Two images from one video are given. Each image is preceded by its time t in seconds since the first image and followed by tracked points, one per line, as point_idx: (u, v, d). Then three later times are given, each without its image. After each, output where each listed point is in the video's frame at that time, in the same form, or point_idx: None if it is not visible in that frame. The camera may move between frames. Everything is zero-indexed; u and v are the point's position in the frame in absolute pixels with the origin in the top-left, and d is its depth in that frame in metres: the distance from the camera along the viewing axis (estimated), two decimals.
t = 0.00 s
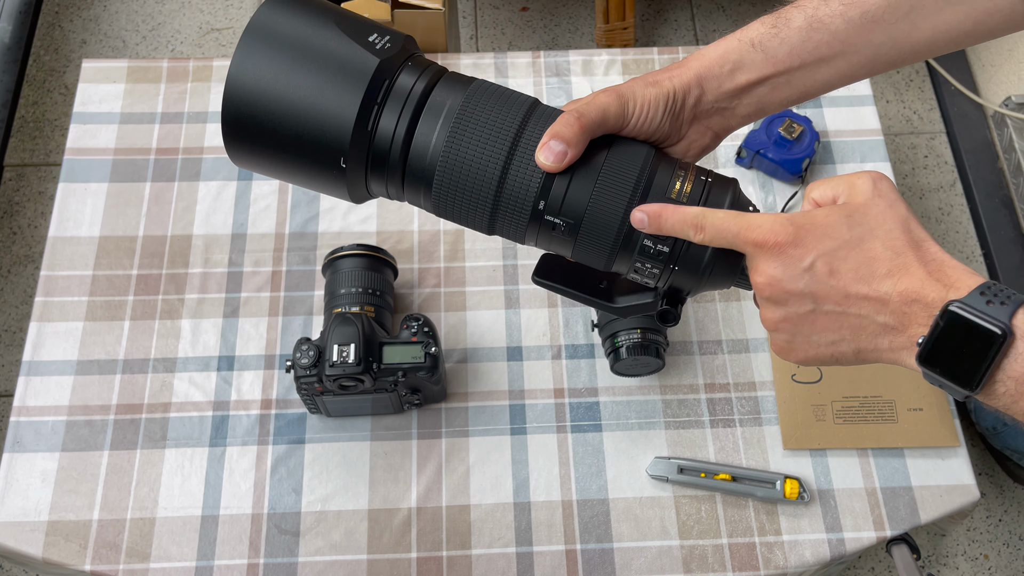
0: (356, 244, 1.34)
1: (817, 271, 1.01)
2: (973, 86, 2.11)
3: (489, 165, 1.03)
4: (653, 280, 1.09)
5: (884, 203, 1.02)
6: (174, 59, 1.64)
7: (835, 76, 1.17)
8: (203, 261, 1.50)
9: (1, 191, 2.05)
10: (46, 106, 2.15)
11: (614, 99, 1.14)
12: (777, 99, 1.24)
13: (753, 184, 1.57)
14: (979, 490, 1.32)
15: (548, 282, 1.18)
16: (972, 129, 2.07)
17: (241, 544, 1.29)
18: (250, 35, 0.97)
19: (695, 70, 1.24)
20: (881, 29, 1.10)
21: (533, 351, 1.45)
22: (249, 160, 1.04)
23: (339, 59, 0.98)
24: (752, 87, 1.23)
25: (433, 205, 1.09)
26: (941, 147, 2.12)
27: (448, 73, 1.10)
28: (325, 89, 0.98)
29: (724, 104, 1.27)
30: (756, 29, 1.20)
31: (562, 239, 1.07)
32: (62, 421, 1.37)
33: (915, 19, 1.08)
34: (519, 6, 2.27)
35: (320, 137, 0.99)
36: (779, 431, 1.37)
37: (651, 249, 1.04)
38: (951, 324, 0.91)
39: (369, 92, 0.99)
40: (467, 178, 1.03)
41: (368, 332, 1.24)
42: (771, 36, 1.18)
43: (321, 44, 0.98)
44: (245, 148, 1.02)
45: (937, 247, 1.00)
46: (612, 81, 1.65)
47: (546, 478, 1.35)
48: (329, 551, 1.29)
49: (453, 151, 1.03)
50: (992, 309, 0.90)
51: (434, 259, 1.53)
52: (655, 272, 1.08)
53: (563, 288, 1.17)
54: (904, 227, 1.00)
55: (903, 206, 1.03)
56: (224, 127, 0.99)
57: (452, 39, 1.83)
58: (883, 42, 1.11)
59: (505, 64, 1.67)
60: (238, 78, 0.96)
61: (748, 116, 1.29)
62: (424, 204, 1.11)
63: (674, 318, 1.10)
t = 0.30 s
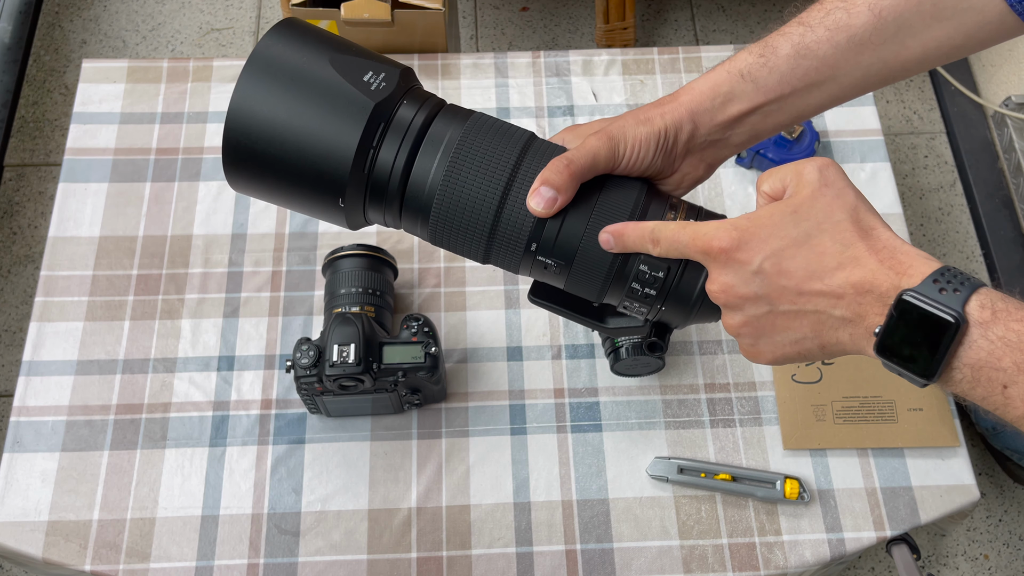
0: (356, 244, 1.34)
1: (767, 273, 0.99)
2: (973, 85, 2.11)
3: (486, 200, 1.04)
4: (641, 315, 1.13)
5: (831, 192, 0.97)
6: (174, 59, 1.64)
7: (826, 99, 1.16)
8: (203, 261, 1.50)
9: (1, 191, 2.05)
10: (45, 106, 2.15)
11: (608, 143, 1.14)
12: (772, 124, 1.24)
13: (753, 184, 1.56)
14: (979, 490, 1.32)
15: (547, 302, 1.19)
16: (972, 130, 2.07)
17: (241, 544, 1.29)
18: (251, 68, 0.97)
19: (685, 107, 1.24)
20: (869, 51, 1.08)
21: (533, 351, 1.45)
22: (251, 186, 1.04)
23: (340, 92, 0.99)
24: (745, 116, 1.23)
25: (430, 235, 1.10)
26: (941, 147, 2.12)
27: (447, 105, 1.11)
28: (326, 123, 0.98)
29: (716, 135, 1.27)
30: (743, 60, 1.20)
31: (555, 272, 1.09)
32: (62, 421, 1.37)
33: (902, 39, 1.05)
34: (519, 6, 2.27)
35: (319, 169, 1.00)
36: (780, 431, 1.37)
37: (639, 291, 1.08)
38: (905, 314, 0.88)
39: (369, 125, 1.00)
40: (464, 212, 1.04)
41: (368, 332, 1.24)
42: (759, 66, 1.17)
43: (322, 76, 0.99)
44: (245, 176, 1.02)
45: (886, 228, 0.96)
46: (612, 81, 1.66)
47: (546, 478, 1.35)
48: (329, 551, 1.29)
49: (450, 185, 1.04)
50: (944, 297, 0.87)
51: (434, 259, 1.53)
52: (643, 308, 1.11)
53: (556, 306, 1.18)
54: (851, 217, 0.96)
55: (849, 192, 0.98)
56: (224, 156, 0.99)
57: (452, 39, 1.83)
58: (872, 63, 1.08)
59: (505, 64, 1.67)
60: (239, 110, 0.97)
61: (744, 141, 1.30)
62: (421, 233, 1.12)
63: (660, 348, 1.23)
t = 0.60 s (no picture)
0: (356, 244, 1.34)
1: (743, 266, 0.98)
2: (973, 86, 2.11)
3: (493, 201, 1.06)
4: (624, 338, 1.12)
5: (805, 186, 0.96)
6: (174, 59, 1.64)
7: (841, 133, 1.19)
8: (203, 261, 1.50)
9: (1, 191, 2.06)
10: (46, 106, 2.15)
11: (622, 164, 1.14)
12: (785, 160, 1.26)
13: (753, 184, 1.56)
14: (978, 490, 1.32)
15: (547, 309, 1.23)
16: (972, 130, 2.06)
17: (241, 544, 1.29)
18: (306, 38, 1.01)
19: (700, 138, 1.26)
20: (882, 85, 1.10)
21: (533, 351, 1.45)
22: (285, 149, 1.08)
23: (380, 76, 1.01)
24: (759, 151, 1.25)
25: (438, 225, 1.13)
26: (941, 147, 2.13)
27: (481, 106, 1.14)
28: (360, 103, 1.01)
29: (730, 168, 1.29)
30: (760, 94, 1.23)
31: (548, 279, 1.10)
32: (62, 421, 1.37)
33: (914, 73, 1.07)
34: (519, 6, 2.27)
35: (344, 147, 1.03)
36: (780, 431, 1.37)
37: (622, 313, 1.07)
38: (881, 304, 0.87)
39: (400, 113, 1.02)
40: (470, 208, 1.07)
41: (368, 332, 1.24)
42: (774, 100, 1.20)
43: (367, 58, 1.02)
44: (281, 138, 1.06)
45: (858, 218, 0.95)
46: (612, 81, 1.66)
47: (546, 478, 1.35)
48: (329, 551, 1.29)
49: (463, 181, 1.06)
50: (920, 287, 0.86)
51: (434, 259, 1.53)
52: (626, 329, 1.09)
53: (552, 316, 1.22)
54: (825, 209, 0.94)
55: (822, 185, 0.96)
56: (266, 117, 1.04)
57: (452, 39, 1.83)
58: (886, 97, 1.11)
59: (505, 65, 1.67)
60: (286, 76, 1.00)
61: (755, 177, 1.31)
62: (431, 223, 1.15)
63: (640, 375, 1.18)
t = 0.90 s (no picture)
0: (356, 244, 1.34)
1: (768, 390, 0.99)
2: (973, 86, 2.11)
3: (492, 176, 1.06)
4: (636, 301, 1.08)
5: (761, 292, 0.94)
6: (174, 59, 1.64)
7: (837, 115, 1.18)
8: (203, 261, 1.50)
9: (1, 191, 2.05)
10: (46, 106, 2.15)
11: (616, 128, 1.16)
12: (781, 139, 1.25)
13: (753, 184, 1.56)
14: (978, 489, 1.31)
15: (543, 299, 1.27)
16: (972, 130, 2.07)
17: (241, 544, 1.29)
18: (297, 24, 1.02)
19: (699, 110, 1.27)
20: (877, 67, 1.10)
21: (533, 351, 1.45)
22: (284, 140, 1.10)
23: (374, 58, 1.03)
24: (756, 127, 1.25)
25: (440, 205, 1.13)
26: (941, 147, 2.12)
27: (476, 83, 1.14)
28: (355, 85, 1.02)
29: (729, 143, 1.29)
30: (759, 70, 1.23)
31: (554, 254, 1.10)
32: (62, 421, 1.37)
33: (910, 57, 1.07)
34: (519, 6, 2.27)
35: (340, 130, 1.04)
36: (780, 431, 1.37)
37: (635, 269, 1.04)
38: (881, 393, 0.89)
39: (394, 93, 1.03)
40: (470, 184, 1.07)
41: (368, 332, 1.24)
42: (772, 76, 1.20)
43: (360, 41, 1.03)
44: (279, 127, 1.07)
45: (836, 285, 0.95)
46: (612, 81, 1.66)
47: (546, 478, 1.35)
48: (329, 551, 1.29)
49: (461, 158, 1.06)
50: (911, 370, 0.86)
51: (434, 259, 1.53)
52: (635, 293, 1.07)
53: (551, 305, 1.26)
54: (796, 303, 0.93)
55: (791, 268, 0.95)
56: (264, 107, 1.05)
57: (452, 39, 1.83)
58: (879, 80, 1.10)
59: (505, 65, 1.67)
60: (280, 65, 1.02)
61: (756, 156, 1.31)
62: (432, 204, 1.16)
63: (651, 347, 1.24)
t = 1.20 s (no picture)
0: (356, 245, 1.34)
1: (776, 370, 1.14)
2: (972, 85, 2.11)
3: (481, 154, 0.96)
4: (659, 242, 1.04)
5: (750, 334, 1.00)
6: (174, 59, 1.64)
7: (798, 63, 1.22)
8: (203, 261, 1.50)
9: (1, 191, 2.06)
10: (46, 106, 2.15)
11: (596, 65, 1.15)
12: (745, 85, 1.28)
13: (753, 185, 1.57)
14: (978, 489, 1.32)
15: (539, 275, 1.10)
16: (972, 130, 2.07)
17: (241, 544, 1.29)
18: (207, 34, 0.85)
19: (666, 52, 1.28)
20: (839, 18, 1.14)
21: (533, 351, 1.45)
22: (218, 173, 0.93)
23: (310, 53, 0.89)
24: (720, 71, 1.27)
25: (423, 197, 1.01)
26: (941, 147, 2.12)
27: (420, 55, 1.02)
28: (299, 89, 0.88)
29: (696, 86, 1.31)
30: (723, 15, 1.25)
31: (564, 214, 1.02)
32: (62, 421, 1.37)
33: (872, 8, 1.11)
34: (519, 6, 2.27)
35: (297, 142, 0.90)
36: (779, 431, 1.37)
37: (661, 197, 0.98)
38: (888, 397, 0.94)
39: (346, 84, 0.90)
40: (459, 165, 0.96)
41: (368, 332, 1.24)
42: (736, 22, 1.22)
43: (287, 38, 0.88)
44: (213, 160, 0.91)
45: (810, 298, 0.96)
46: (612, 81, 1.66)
47: (546, 478, 1.35)
48: (329, 551, 1.29)
49: (440, 139, 0.95)
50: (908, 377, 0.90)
51: (434, 259, 1.53)
52: (662, 226, 1.01)
53: (556, 281, 1.10)
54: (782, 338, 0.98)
55: (771, 299, 0.97)
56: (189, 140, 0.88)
57: (452, 39, 1.83)
58: (842, 29, 1.14)
59: (505, 65, 1.67)
60: (202, 83, 0.85)
61: (720, 100, 1.34)
62: (410, 198, 1.04)
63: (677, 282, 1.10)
